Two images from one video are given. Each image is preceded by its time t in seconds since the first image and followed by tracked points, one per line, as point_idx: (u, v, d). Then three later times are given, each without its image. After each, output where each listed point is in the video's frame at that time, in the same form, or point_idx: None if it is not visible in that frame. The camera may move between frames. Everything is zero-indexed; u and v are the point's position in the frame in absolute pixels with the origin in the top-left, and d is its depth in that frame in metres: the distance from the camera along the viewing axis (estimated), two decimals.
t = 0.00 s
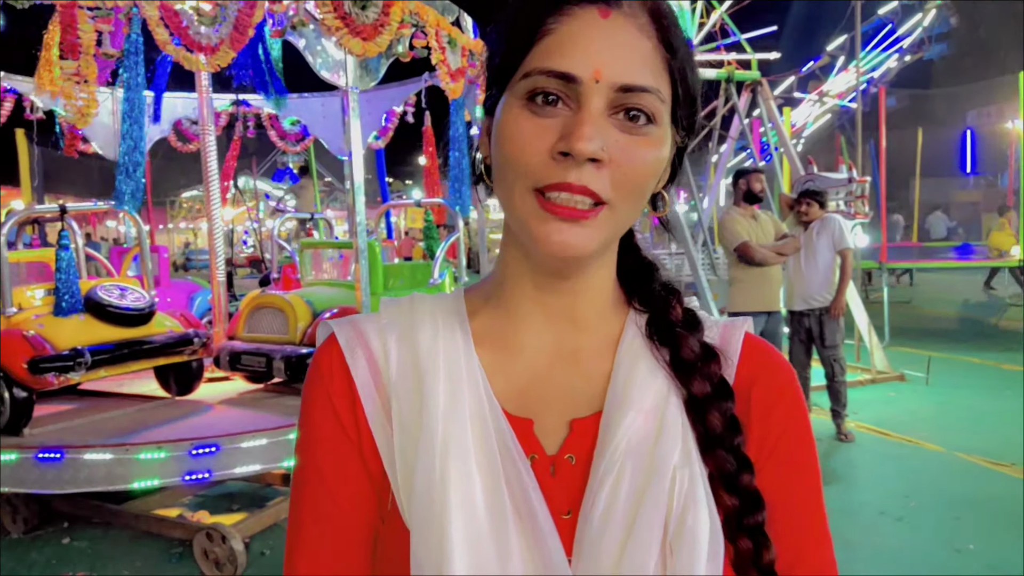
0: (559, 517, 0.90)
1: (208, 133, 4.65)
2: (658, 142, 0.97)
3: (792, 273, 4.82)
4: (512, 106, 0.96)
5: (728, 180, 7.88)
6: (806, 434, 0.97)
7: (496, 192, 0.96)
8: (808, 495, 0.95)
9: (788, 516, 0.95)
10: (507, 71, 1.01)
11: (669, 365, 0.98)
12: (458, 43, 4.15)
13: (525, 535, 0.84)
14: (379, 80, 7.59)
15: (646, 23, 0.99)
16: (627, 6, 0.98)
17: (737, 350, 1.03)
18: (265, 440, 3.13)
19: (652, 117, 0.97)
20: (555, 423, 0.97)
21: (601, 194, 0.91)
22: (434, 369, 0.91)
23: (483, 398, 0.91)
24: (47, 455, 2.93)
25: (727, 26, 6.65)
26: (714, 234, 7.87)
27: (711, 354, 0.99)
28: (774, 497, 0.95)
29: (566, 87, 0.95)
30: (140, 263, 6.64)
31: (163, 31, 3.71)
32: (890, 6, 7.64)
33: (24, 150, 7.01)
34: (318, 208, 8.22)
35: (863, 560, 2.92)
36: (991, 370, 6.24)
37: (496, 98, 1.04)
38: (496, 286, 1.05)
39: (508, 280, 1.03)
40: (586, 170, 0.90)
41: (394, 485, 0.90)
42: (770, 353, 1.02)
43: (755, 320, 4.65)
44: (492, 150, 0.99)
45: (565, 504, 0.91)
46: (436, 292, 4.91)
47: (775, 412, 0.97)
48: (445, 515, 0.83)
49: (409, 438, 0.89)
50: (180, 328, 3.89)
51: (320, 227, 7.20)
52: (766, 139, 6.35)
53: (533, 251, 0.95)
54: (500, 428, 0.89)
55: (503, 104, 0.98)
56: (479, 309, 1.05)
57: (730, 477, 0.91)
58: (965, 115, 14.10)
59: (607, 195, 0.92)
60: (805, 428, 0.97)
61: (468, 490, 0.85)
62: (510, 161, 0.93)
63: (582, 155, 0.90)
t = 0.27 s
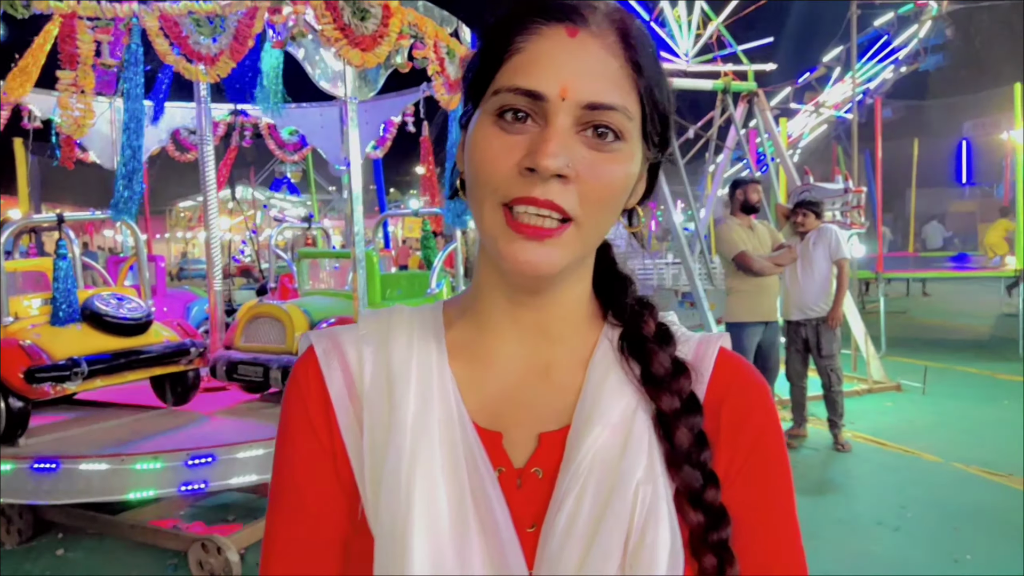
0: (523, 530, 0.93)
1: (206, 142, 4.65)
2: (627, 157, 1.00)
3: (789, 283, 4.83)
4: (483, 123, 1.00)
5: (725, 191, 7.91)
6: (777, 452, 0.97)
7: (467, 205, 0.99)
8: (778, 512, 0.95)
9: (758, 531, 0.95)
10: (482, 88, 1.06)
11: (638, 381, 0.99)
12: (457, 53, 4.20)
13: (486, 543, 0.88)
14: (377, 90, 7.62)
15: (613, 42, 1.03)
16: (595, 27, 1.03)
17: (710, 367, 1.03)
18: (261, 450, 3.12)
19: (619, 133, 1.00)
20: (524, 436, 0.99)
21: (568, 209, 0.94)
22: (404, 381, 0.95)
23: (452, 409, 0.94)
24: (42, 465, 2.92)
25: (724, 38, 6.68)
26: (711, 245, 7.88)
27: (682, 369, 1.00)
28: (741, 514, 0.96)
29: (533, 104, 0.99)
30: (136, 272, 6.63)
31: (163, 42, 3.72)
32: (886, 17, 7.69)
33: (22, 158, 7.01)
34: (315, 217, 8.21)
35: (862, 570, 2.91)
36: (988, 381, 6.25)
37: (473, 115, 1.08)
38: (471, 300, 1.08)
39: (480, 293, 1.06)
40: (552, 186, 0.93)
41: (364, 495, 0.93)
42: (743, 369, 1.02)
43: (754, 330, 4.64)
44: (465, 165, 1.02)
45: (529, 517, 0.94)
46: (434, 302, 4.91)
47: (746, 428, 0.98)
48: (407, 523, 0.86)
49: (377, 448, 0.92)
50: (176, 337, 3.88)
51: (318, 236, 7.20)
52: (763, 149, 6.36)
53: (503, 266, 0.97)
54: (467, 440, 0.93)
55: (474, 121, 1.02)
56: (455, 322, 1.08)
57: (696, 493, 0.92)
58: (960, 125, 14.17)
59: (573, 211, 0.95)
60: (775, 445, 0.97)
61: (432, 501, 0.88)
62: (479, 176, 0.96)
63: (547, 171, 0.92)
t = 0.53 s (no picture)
0: (494, 545, 0.92)
1: (206, 153, 4.66)
2: (606, 169, 1.01)
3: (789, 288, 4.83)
4: (461, 136, 1.00)
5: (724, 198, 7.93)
6: (755, 460, 0.96)
7: (448, 219, 0.99)
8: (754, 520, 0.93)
9: (736, 541, 0.93)
10: (458, 102, 1.07)
11: (614, 392, 0.99)
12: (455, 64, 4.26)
13: (456, 556, 0.88)
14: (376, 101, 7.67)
15: (588, 54, 1.04)
16: (570, 39, 1.04)
17: (689, 374, 1.02)
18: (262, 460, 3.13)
19: (598, 144, 1.01)
20: (499, 449, 0.98)
21: (550, 222, 0.95)
22: (379, 395, 0.95)
23: (427, 424, 0.95)
24: (43, 476, 2.92)
25: (721, 47, 6.71)
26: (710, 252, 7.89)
27: (657, 377, 1.00)
28: (716, 523, 0.94)
29: (512, 117, 0.99)
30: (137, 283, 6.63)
31: (162, 53, 3.75)
32: (882, 25, 7.72)
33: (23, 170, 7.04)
34: (316, 228, 8.23)
35: None
36: (989, 387, 6.24)
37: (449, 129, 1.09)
38: (452, 316, 1.09)
39: (462, 309, 1.07)
40: (535, 200, 0.93)
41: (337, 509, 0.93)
42: (724, 377, 1.01)
43: (754, 337, 4.65)
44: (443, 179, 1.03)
45: (500, 532, 0.93)
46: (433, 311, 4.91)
47: (726, 437, 0.96)
48: (376, 538, 0.86)
49: (350, 461, 0.92)
50: (176, 347, 3.88)
51: (318, 246, 7.21)
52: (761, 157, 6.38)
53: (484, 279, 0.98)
54: (441, 455, 0.93)
55: (451, 135, 1.02)
56: (435, 338, 1.09)
57: (668, 501, 0.90)
58: (959, 132, 14.21)
59: (555, 225, 0.95)
60: (753, 452, 0.96)
61: (403, 514, 0.88)
62: (460, 190, 0.97)
63: (529, 185, 0.93)
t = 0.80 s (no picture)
0: (483, 551, 0.92)
1: (214, 161, 4.68)
2: (599, 168, 1.02)
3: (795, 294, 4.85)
4: (452, 137, 1.02)
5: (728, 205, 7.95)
6: (752, 463, 0.96)
7: (441, 222, 1.00)
8: (751, 525, 0.94)
9: (731, 544, 0.94)
10: (446, 107, 1.08)
11: (606, 395, 1.00)
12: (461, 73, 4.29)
13: (445, 560, 0.89)
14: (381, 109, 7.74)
15: (578, 52, 1.07)
16: (560, 37, 1.07)
17: (684, 379, 1.02)
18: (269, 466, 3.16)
19: (591, 143, 1.03)
20: (489, 453, 0.99)
21: (545, 219, 0.95)
22: (368, 398, 0.97)
23: (416, 428, 0.96)
24: (51, 481, 2.93)
25: (726, 54, 6.72)
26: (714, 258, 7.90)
27: (650, 379, 1.01)
28: (711, 528, 0.95)
29: (504, 115, 1.01)
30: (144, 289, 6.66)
31: (172, 61, 3.70)
32: (887, 32, 7.73)
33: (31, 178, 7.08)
34: (322, 234, 8.26)
35: None
36: (995, 393, 6.22)
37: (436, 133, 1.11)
38: (447, 319, 1.11)
39: (455, 313, 1.09)
40: (529, 196, 0.94)
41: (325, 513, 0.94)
42: (720, 379, 1.01)
43: (758, 343, 4.64)
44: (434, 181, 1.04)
45: (490, 538, 0.93)
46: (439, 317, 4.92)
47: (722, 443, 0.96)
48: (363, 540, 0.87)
49: (339, 464, 0.94)
50: (184, 353, 3.90)
51: (324, 253, 7.23)
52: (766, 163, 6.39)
53: (478, 278, 0.99)
54: (430, 458, 0.94)
55: (441, 136, 1.04)
56: (428, 344, 1.11)
57: (662, 506, 0.91)
58: (964, 138, 14.19)
59: (550, 221, 0.96)
60: (749, 456, 0.96)
61: (391, 516, 0.89)
62: (451, 189, 0.98)
63: (524, 180, 0.94)
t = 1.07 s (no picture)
0: (496, 567, 0.92)
1: (228, 169, 4.71)
2: (608, 182, 1.03)
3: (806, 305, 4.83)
4: (459, 152, 1.03)
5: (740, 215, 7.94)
6: (768, 477, 0.96)
7: (451, 238, 1.01)
8: (767, 540, 0.93)
9: (745, 559, 0.93)
10: (453, 118, 1.09)
11: (619, 408, 1.00)
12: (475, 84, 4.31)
13: None
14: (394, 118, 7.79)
15: (587, 64, 1.07)
16: (568, 49, 1.07)
17: (698, 391, 1.02)
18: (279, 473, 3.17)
19: (600, 157, 1.03)
20: (500, 467, 0.99)
21: (553, 238, 0.96)
22: (377, 412, 0.97)
23: (426, 441, 0.96)
24: (64, 488, 2.95)
25: (737, 64, 6.73)
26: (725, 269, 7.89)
27: (662, 392, 1.01)
28: (726, 543, 0.94)
29: (512, 131, 1.02)
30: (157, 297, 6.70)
31: (187, 70, 3.80)
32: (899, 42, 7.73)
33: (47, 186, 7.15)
34: (334, 243, 8.30)
35: None
36: (1009, 406, 6.18)
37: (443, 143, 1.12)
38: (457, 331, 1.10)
39: (464, 326, 1.09)
40: (537, 215, 0.95)
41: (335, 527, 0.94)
42: (733, 392, 1.01)
43: (769, 354, 4.62)
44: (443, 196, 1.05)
45: (502, 554, 0.92)
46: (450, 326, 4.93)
47: (734, 460, 0.96)
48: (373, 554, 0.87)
49: (349, 478, 0.94)
50: (196, 361, 3.92)
51: (335, 262, 7.27)
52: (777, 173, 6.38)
53: (487, 297, 0.99)
54: (440, 472, 0.94)
55: (449, 151, 1.05)
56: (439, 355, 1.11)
57: (677, 521, 0.89)
58: (977, 149, 14.14)
59: (559, 240, 0.97)
60: (763, 470, 0.95)
61: (400, 531, 0.89)
62: (459, 207, 0.98)
63: (533, 200, 0.95)
